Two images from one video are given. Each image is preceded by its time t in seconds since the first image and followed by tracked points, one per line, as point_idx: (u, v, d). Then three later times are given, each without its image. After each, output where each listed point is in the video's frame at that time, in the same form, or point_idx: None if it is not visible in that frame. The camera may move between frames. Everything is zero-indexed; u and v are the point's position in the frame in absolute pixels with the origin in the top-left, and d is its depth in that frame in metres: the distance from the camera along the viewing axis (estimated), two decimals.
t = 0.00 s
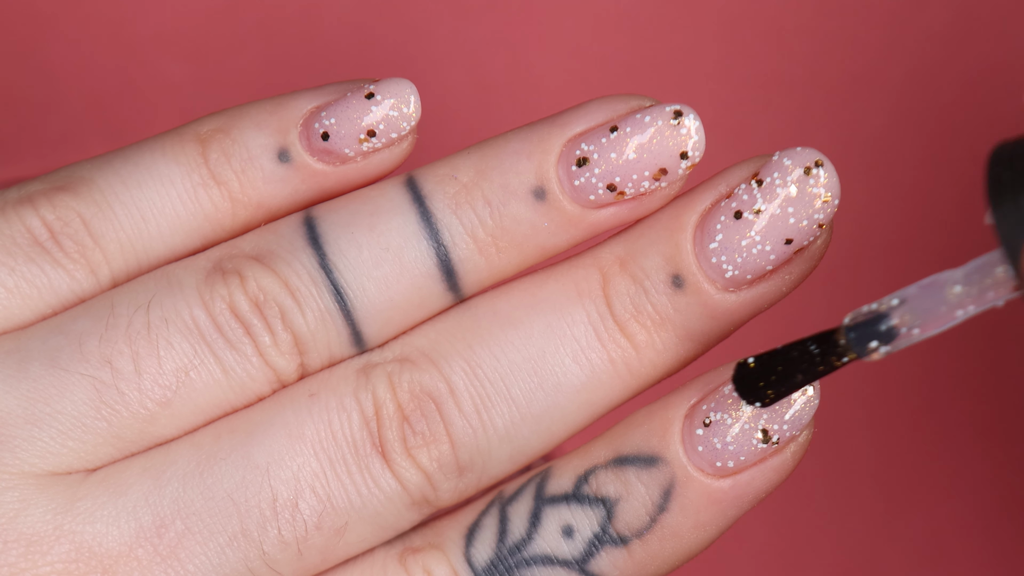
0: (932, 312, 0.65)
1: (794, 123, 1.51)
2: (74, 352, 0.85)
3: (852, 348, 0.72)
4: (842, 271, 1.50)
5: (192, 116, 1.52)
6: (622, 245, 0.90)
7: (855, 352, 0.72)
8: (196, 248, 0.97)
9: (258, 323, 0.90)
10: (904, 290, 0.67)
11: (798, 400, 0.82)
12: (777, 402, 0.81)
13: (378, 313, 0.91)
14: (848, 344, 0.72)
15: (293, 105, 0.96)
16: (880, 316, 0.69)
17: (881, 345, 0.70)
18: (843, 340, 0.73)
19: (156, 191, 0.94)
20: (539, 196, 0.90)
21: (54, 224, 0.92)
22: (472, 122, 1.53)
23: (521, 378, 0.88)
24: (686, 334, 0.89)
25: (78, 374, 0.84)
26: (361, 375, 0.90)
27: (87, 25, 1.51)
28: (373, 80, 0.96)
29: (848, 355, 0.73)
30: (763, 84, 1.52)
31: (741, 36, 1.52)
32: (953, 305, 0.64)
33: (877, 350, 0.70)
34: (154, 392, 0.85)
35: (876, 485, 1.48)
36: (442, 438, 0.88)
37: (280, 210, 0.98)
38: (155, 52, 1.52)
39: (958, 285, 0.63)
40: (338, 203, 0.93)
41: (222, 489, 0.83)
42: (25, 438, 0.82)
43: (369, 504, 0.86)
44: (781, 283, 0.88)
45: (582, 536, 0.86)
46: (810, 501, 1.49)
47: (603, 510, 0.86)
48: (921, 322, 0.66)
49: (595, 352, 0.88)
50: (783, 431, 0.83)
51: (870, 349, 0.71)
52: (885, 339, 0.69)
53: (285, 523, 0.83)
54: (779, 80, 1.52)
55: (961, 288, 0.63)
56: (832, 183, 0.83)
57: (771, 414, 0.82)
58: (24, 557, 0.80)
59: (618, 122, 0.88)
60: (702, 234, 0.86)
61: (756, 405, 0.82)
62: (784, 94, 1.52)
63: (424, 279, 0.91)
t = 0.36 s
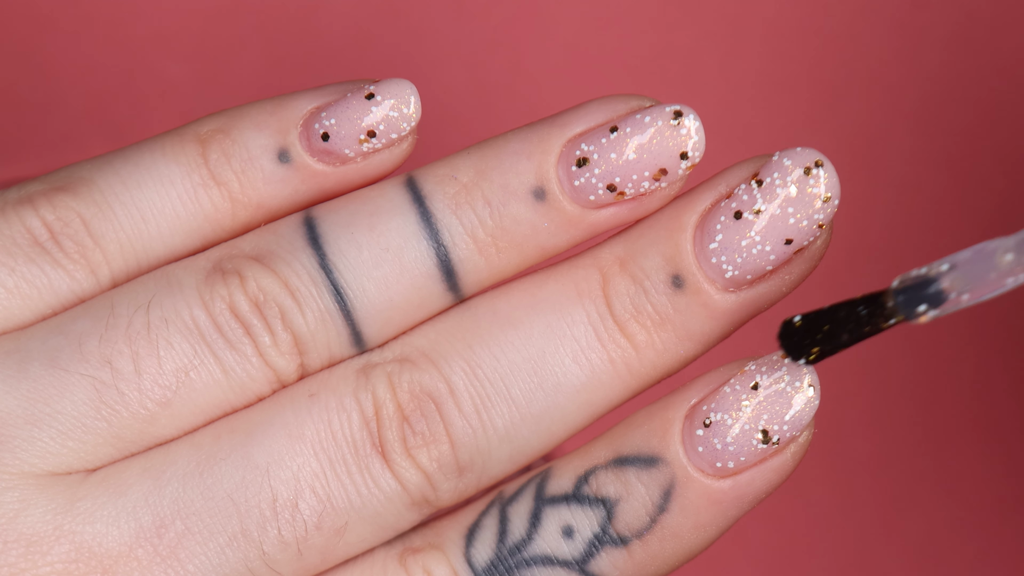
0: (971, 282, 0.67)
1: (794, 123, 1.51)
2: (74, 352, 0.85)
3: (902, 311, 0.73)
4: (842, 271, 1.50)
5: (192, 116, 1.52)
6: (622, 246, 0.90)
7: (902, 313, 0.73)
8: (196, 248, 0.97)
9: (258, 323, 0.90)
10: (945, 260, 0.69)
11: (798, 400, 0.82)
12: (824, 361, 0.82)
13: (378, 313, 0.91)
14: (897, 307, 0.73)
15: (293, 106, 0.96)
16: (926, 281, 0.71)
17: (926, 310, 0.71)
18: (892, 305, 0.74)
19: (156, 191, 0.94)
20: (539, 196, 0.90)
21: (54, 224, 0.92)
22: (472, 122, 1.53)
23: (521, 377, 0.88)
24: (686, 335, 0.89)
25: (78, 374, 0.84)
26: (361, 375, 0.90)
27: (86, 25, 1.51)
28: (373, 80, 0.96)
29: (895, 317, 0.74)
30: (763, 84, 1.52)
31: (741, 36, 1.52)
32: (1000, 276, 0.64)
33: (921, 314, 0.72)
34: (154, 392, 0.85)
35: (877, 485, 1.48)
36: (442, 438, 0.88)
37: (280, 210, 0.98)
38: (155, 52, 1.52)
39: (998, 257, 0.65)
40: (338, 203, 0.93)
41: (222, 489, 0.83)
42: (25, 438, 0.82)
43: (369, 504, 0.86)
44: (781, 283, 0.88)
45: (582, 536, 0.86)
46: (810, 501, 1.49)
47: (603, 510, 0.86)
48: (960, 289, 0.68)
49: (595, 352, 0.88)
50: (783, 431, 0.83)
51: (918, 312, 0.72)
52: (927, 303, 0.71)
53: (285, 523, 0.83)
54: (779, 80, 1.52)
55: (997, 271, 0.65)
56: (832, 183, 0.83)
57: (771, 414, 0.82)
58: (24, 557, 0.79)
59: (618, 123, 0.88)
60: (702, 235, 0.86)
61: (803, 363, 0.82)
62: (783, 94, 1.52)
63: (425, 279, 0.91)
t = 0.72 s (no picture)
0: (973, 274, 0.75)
1: (794, 122, 1.51)
2: (73, 352, 0.85)
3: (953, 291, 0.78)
4: (842, 271, 1.50)
5: (192, 117, 1.52)
6: (622, 245, 0.90)
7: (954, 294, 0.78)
8: (196, 248, 0.97)
9: (258, 323, 0.90)
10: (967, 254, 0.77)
11: (798, 400, 0.82)
12: (868, 345, 0.85)
13: (378, 313, 0.91)
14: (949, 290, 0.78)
15: (293, 106, 0.96)
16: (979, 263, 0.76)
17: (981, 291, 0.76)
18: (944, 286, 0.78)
19: (156, 191, 0.94)
20: (539, 196, 0.90)
21: (54, 224, 0.92)
22: (472, 122, 1.53)
23: (521, 377, 0.88)
24: (686, 335, 0.89)
25: (78, 374, 0.84)
26: (360, 375, 0.90)
27: (86, 25, 1.51)
28: (373, 80, 0.96)
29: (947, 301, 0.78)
30: (763, 84, 1.52)
31: (741, 36, 1.52)
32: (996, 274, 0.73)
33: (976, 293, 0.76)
34: (154, 392, 0.85)
35: (877, 485, 1.48)
36: (442, 439, 0.88)
37: (280, 210, 0.98)
38: (155, 52, 1.52)
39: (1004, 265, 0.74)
40: (339, 203, 0.93)
41: (222, 489, 0.83)
42: (25, 438, 0.82)
43: (369, 504, 0.86)
44: (781, 283, 0.88)
45: (582, 536, 0.86)
46: (810, 501, 1.49)
47: (603, 510, 0.86)
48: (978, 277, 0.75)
49: (595, 352, 0.88)
50: (783, 431, 0.83)
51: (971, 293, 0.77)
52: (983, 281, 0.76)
53: (285, 523, 0.83)
54: (779, 80, 1.52)
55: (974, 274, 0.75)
56: (832, 183, 0.83)
57: (771, 414, 0.82)
58: (24, 557, 0.79)
59: (618, 122, 0.88)
60: (702, 235, 0.86)
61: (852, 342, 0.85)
62: (784, 94, 1.52)
63: (425, 279, 0.91)
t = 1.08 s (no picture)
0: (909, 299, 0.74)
1: (794, 123, 1.51)
2: (73, 352, 0.85)
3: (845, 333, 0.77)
4: (841, 271, 1.50)
5: (192, 117, 1.52)
6: (622, 246, 0.90)
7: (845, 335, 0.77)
8: (196, 248, 0.97)
9: (258, 323, 0.90)
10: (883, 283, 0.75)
11: (798, 400, 0.82)
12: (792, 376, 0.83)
13: (378, 313, 0.91)
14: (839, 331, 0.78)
15: (293, 106, 0.96)
16: (870, 303, 0.76)
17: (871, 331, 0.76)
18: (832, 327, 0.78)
19: (156, 191, 0.94)
20: (539, 196, 0.90)
21: (54, 224, 0.92)
22: (472, 123, 1.53)
23: (521, 377, 0.88)
24: (686, 335, 0.89)
25: (78, 374, 0.84)
26: (361, 375, 0.90)
27: (87, 25, 1.51)
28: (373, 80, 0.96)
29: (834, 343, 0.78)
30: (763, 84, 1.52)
31: (740, 36, 1.52)
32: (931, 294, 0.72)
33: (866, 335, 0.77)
34: (154, 392, 0.85)
35: (877, 485, 1.48)
36: (443, 439, 0.88)
37: (280, 210, 0.98)
38: (154, 53, 1.52)
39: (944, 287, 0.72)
40: (339, 203, 0.93)
41: (222, 489, 0.83)
42: (25, 438, 0.82)
43: (369, 504, 0.86)
44: (781, 283, 0.88)
45: (582, 536, 0.86)
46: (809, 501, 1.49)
47: (603, 511, 0.86)
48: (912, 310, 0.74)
49: (595, 352, 0.88)
50: (784, 431, 0.83)
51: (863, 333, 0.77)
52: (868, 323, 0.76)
53: (285, 523, 0.83)
54: (779, 80, 1.52)
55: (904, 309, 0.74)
56: (832, 183, 0.83)
57: (772, 414, 0.82)
58: (24, 557, 0.79)
59: (618, 123, 0.88)
60: (702, 235, 0.86)
61: (738, 382, 0.83)
62: (783, 95, 1.52)
63: (424, 279, 0.91)
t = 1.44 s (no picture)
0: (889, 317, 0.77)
1: (795, 123, 1.51)
2: (74, 352, 0.85)
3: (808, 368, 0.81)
4: (841, 271, 1.50)
5: (192, 116, 1.52)
6: (623, 245, 0.90)
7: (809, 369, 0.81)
8: (196, 249, 0.97)
9: (258, 323, 0.90)
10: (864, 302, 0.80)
11: (799, 400, 0.82)
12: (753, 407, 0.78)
13: (378, 313, 0.91)
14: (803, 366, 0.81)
15: (293, 106, 0.96)
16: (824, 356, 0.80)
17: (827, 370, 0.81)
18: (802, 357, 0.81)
19: (156, 191, 0.94)
20: (539, 196, 0.90)
21: (54, 223, 0.92)
22: (472, 122, 1.53)
23: (521, 377, 0.88)
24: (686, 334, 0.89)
25: (78, 373, 0.84)
26: (361, 374, 0.90)
27: (87, 25, 1.51)
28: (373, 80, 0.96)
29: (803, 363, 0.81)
30: (763, 84, 1.52)
31: (741, 36, 1.52)
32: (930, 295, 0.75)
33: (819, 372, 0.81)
34: (155, 392, 0.85)
35: (878, 485, 1.48)
36: (443, 438, 0.88)
37: (281, 210, 0.98)
38: (155, 52, 1.52)
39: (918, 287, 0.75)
40: (338, 203, 0.93)
41: (222, 489, 0.83)
42: (25, 438, 0.82)
43: (369, 504, 0.86)
44: (782, 283, 0.88)
45: (582, 536, 0.86)
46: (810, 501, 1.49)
47: (603, 510, 0.86)
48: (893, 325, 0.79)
49: (596, 352, 0.88)
50: (783, 431, 0.83)
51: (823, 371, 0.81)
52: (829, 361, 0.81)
53: (285, 523, 0.83)
54: (779, 80, 1.52)
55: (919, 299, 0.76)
56: (832, 183, 0.83)
57: (771, 414, 0.82)
58: (24, 557, 0.80)
59: (618, 122, 0.88)
60: (702, 234, 0.86)
61: (738, 404, 0.78)
62: (784, 95, 1.52)
63: (424, 279, 0.91)
